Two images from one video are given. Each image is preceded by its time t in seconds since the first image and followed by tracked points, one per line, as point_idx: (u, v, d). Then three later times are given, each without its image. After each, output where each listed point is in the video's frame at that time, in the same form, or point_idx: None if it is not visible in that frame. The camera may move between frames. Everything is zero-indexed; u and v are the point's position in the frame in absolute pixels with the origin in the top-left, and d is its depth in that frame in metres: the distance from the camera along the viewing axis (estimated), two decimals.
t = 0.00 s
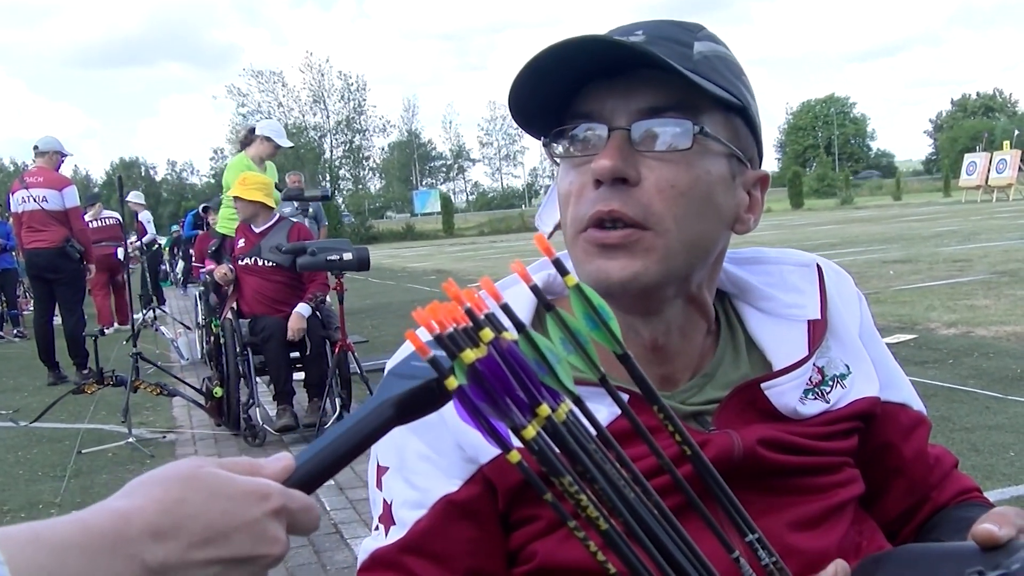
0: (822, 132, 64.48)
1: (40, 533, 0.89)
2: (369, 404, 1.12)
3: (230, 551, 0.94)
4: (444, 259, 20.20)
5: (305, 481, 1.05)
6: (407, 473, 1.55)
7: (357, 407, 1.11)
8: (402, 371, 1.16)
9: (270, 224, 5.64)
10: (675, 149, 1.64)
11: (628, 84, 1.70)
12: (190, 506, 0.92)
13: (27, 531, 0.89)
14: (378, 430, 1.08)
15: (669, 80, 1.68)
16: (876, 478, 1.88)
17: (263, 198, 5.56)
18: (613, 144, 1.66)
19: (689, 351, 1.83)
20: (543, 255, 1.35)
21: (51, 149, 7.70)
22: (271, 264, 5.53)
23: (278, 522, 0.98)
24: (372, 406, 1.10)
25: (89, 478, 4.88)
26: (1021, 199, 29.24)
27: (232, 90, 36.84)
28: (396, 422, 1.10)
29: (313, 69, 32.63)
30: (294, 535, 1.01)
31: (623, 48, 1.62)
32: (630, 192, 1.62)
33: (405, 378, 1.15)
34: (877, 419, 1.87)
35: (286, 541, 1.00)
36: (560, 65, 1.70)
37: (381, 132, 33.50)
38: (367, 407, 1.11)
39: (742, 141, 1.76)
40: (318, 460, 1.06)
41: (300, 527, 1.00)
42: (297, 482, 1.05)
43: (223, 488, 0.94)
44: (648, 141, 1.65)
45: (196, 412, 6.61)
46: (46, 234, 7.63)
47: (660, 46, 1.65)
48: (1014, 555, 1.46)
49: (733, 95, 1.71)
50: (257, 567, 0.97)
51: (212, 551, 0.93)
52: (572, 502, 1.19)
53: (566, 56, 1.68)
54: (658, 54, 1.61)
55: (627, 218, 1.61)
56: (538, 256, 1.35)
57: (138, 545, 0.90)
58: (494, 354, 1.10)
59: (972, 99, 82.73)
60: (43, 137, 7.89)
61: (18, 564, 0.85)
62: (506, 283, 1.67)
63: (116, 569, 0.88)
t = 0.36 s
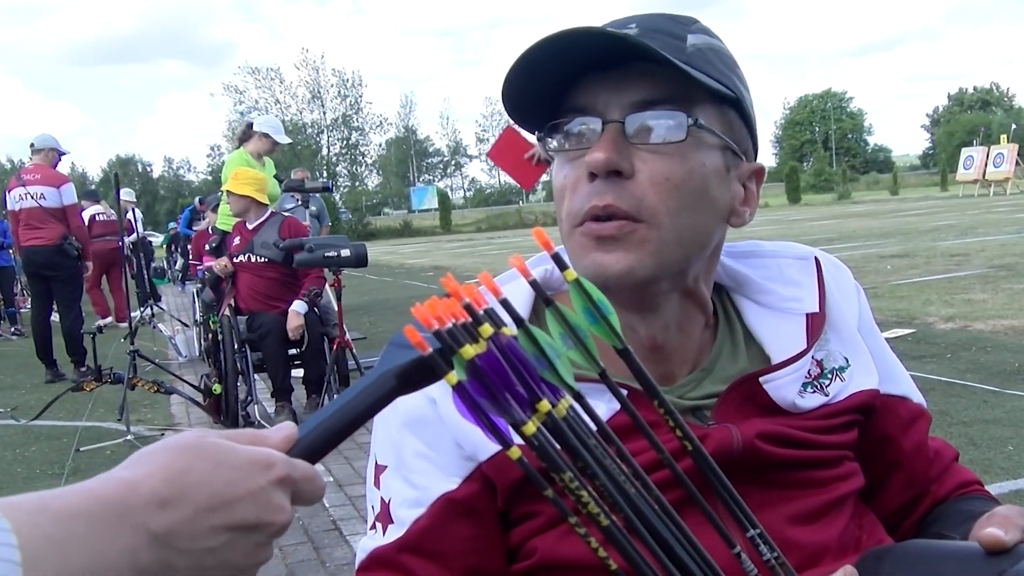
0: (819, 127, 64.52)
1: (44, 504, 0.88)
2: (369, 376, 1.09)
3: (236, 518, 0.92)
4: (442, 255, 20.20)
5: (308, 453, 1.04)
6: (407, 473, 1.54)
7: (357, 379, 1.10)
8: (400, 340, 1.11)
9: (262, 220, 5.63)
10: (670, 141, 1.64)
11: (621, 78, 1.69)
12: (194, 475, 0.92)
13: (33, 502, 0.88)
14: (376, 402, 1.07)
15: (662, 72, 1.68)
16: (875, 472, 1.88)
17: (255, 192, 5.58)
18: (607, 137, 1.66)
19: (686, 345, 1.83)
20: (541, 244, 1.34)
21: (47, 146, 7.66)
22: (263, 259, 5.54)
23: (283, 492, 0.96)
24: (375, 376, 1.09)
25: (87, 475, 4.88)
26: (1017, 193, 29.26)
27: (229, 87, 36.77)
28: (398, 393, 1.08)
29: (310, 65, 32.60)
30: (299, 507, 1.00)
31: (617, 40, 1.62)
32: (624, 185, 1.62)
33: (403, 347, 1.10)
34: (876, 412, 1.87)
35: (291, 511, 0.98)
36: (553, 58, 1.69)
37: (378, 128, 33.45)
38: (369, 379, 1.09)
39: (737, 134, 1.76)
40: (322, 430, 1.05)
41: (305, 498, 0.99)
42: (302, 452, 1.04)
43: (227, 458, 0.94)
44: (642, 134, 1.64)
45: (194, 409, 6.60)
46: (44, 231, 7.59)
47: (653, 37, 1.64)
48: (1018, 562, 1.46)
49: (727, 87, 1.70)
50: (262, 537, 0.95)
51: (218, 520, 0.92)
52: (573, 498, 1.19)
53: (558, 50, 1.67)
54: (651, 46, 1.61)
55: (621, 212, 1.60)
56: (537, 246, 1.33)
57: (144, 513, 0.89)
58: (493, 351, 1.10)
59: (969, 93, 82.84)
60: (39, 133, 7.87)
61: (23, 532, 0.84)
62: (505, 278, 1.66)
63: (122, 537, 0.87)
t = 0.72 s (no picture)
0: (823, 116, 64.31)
1: (53, 494, 0.88)
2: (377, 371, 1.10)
3: (246, 510, 0.93)
4: (446, 245, 20.19)
5: (317, 446, 1.04)
6: (410, 462, 1.55)
7: (365, 376, 1.10)
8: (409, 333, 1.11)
9: (265, 210, 5.63)
10: (684, 127, 1.63)
11: (637, 63, 1.69)
12: (204, 466, 0.92)
13: (41, 492, 0.88)
14: (387, 395, 1.08)
15: (678, 58, 1.67)
16: (879, 460, 1.88)
17: (256, 182, 5.57)
18: (621, 122, 1.65)
19: (694, 331, 1.81)
20: (544, 237, 1.33)
21: (50, 137, 7.65)
22: (266, 250, 5.53)
23: (292, 483, 0.97)
24: (385, 368, 1.09)
25: (92, 465, 4.89)
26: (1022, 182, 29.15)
27: (231, 77, 36.72)
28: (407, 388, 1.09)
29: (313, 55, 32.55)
30: (306, 498, 1.00)
31: (635, 24, 1.61)
32: (638, 169, 1.61)
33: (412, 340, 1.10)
34: (882, 399, 1.86)
35: (299, 503, 0.99)
36: (570, 41, 1.68)
37: (381, 119, 33.41)
38: (376, 374, 1.09)
39: (750, 123, 1.75)
40: (328, 426, 1.05)
41: (313, 489, 1.00)
42: (312, 446, 1.04)
43: (237, 449, 0.94)
44: (657, 120, 1.63)
45: (198, 400, 6.62)
46: (49, 222, 7.59)
47: (671, 23, 1.63)
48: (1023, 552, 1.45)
49: (742, 75, 1.70)
50: (272, 528, 0.96)
51: (228, 510, 0.92)
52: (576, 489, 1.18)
53: (576, 32, 1.66)
54: (669, 31, 1.60)
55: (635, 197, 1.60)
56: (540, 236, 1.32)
57: (154, 504, 0.89)
58: (495, 343, 1.09)
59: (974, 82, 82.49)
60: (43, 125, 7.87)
61: (33, 524, 0.84)
62: (507, 268, 1.66)
63: (133, 527, 0.87)
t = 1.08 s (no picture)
0: (821, 121, 64.42)
1: (41, 508, 0.87)
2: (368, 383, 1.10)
3: (235, 523, 0.93)
4: (444, 250, 20.19)
5: (307, 456, 1.04)
6: (408, 466, 1.54)
7: (358, 386, 1.11)
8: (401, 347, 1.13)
9: (263, 216, 5.63)
10: (681, 134, 1.63)
11: (634, 69, 1.69)
12: (194, 480, 0.92)
13: (29, 505, 0.87)
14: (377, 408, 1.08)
15: (676, 65, 1.67)
16: (877, 466, 1.88)
17: (255, 187, 5.55)
18: (618, 128, 1.65)
19: (691, 334, 1.81)
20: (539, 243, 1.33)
21: (48, 140, 7.71)
22: (264, 255, 5.52)
23: (281, 496, 0.97)
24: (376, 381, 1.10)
25: (89, 470, 4.89)
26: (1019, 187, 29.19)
27: (230, 81, 36.79)
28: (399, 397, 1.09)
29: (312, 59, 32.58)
30: (295, 511, 1.00)
31: (633, 31, 1.61)
32: (633, 176, 1.61)
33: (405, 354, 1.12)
34: (879, 405, 1.86)
35: (288, 517, 0.99)
36: (568, 46, 1.69)
37: (380, 122, 33.46)
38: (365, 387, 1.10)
39: (748, 128, 1.75)
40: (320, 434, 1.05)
41: (302, 502, 1.00)
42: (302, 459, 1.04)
43: (227, 462, 0.94)
44: (653, 127, 1.64)
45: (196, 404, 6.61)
46: (46, 226, 7.58)
47: (668, 30, 1.64)
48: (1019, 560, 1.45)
49: (740, 81, 1.70)
50: (260, 542, 0.96)
51: (217, 523, 0.92)
52: (571, 496, 1.18)
53: (573, 38, 1.66)
54: (666, 39, 1.61)
55: (629, 203, 1.60)
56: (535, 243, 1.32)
57: (143, 518, 0.89)
58: (491, 350, 1.09)
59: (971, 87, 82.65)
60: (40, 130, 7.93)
61: (23, 537, 0.83)
62: (498, 274, 1.66)
63: (123, 541, 0.87)
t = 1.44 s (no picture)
0: (825, 123, 64.36)
1: (38, 494, 0.88)
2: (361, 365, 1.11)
3: (231, 507, 0.93)
4: (447, 253, 20.21)
5: (304, 439, 1.05)
6: (411, 472, 1.55)
7: (354, 366, 1.12)
8: (394, 329, 1.13)
9: (267, 219, 5.64)
10: (680, 139, 1.64)
11: (633, 75, 1.69)
12: (189, 465, 0.92)
13: (27, 492, 0.88)
14: (376, 385, 1.09)
15: (675, 70, 1.68)
16: (880, 470, 1.88)
17: (259, 191, 5.58)
18: (617, 134, 1.65)
19: (693, 337, 1.81)
20: (538, 248, 1.33)
21: (53, 146, 7.71)
22: (268, 259, 5.53)
23: (277, 479, 0.97)
24: (369, 363, 1.11)
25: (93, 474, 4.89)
26: None
27: (234, 85, 36.88)
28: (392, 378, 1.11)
29: (315, 64, 32.66)
30: (292, 494, 1.00)
31: (631, 37, 1.62)
32: (633, 182, 1.61)
33: (400, 334, 1.12)
34: (882, 408, 1.86)
35: (286, 499, 0.99)
36: (567, 52, 1.69)
37: (384, 126, 33.50)
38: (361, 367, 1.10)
39: (748, 132, 1.76)
40: (318, 417, 1.06)
41: (299, 485, 1.00)
42: (296, 438, 1.04)
43: (222, 447, 0.94)
44: (653, 132, 1.64)
45: (200, 408, 6.62)
46: (50, 232, 7.60)
47: (666, 35, 1.65)
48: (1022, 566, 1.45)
49: (739, 86, 1.70)
50: (258, 524, 0.96)
51: (213, 508, 0.92)
52: (571, 502, 1.19)
53: (572, 44, 1.67)
54: (664, 45, 1.61)
55: (629, 209, 1.60)
56: (534, 248, 1.33)
57: (140, 503, 0.89)
58: (490, 355, 1.10)
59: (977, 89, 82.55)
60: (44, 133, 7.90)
61: (19, 525, 0.84)
62: (499, 281, 1.66)
63: (119, 527, 0.88)
